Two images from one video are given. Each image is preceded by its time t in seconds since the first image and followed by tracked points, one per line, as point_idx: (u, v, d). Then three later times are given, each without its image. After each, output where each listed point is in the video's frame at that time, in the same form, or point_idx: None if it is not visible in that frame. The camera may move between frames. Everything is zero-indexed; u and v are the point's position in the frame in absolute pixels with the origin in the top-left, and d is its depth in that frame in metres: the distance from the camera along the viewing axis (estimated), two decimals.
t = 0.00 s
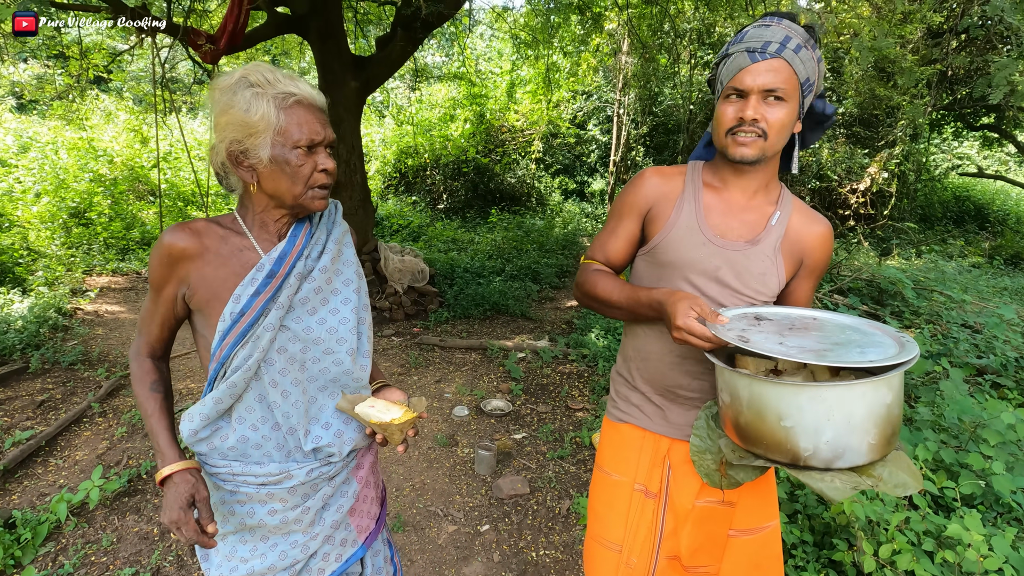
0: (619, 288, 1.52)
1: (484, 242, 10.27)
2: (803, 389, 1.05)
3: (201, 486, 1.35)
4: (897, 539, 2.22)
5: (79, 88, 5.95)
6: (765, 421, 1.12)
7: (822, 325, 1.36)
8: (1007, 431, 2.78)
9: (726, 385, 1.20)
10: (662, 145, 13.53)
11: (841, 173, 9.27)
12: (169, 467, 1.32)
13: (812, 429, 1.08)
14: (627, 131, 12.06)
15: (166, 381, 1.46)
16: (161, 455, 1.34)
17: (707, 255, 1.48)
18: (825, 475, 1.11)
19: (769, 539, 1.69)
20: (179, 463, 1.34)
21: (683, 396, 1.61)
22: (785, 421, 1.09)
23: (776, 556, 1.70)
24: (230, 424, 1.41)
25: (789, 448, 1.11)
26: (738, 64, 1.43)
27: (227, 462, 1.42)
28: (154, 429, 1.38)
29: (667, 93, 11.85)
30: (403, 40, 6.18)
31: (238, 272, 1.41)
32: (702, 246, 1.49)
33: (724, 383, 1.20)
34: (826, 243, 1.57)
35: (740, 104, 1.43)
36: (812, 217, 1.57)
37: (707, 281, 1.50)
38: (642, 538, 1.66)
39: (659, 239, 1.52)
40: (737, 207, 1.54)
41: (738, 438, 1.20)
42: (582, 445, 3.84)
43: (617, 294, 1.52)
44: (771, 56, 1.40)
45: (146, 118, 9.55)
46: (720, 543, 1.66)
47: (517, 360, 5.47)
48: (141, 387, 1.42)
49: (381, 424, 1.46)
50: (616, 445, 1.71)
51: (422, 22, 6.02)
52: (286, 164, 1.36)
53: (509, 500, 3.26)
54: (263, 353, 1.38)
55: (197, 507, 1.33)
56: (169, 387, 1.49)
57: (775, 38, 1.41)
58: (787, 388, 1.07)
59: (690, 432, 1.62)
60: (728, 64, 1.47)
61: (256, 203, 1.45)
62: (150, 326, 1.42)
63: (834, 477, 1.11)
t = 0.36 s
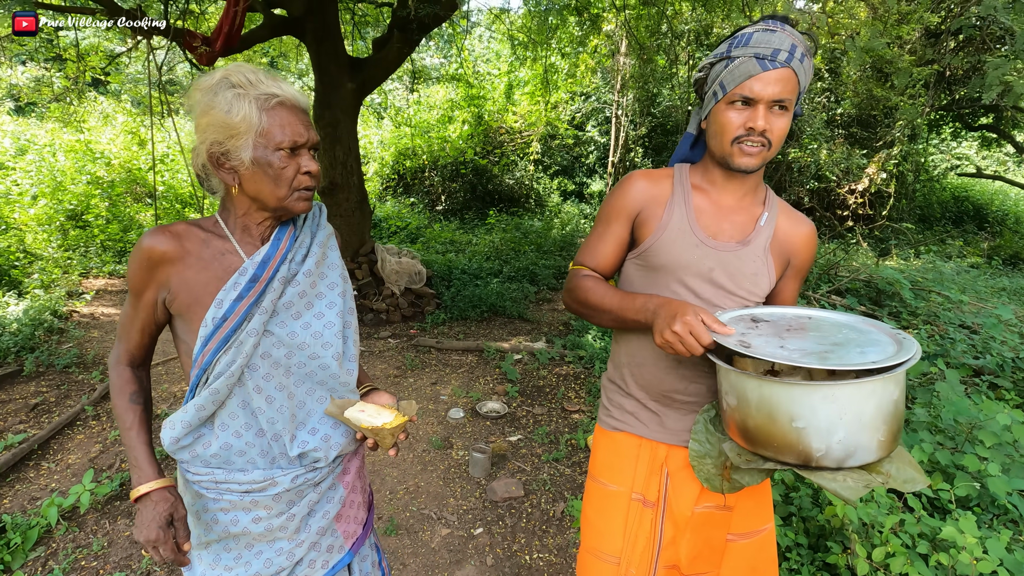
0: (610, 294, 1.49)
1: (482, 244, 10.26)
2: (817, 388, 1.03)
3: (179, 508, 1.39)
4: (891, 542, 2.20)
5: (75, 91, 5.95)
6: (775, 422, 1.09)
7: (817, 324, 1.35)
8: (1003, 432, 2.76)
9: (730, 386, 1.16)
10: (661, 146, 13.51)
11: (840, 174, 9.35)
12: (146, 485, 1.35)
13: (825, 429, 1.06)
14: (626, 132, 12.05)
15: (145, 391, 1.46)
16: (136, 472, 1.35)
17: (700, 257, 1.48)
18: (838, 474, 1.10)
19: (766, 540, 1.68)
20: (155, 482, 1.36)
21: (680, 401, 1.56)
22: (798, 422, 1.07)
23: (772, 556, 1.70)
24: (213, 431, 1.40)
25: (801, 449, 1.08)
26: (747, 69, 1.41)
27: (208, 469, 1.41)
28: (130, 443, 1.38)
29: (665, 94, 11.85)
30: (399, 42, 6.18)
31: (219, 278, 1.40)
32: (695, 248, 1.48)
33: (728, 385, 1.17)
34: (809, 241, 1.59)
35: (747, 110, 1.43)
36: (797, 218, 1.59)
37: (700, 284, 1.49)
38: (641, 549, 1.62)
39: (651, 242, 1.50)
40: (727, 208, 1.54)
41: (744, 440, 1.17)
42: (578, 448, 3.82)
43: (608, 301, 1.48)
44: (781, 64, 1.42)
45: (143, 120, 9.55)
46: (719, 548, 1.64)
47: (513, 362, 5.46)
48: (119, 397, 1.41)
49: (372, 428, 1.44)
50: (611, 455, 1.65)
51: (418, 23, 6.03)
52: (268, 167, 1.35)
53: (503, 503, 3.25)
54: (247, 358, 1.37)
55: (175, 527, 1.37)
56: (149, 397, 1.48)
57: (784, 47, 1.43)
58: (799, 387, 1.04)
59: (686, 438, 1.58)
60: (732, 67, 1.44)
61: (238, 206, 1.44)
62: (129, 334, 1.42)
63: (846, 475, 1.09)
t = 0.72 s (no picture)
0: (601, 299, 1.47)
1: (477, 245, 10.24)
2: (822, 389, 1.02)
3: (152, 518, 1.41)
4: (883, 545, 2.19)
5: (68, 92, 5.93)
6: (778, 424, 1.07)
7: (808, 327, 1.34)
8: (996, 433, 2.76)
9: (729, 389, 1.14)
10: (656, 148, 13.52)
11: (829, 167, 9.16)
12: (122, 495, 1.36)
13: (828, 429, 1.04)
14: (621, 134, 12.07)
15: (127, 397, 1.45)
16: (112, 481, 1.36)
17: (689, 259, 1.47)
18: (838, 474, 1.09)
19: (756, 541, 1.68)
20: (130, 493, 1.37)
21: (671, 404, 1.55)
22: (801, 424, 1.05)
23: (763, 556, 1.70)
24: (194, 435, 1.39)
25: (804, 451, 1.07)
26: (732, 71, 1.40)
27: (190, 474, 1.39)
28: (108, 450, 1.38)
29: (661, 95, 11.87)
30: (393, 44, 6.17)
31: (200, 281, 1.39)
32: (684, 250, 1.47)
33: (727, 386, 1.15)
34: (796, 241, 1.60)
35: (733, 112, 1.42)
36: (782, 218, 1.60)
37: (688, 286, 1.49)
38: (633, 552, 1.61)
39: (641, 245, 1.49)
40: (715, 209, 1.53)
41: (744, 442, 1.15)
42: (571, 450, 3.81)
43: (599, 306, 1.46)
44: (765, 66, 1.41)
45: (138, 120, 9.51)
46: (711, 550, 1.63)
47: (507, 364, 5.44)
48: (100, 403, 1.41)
49: (354, 433, 1.42)
50: (602, 458, 1.63)
51: (412, 24, 6.03)
52: (253, 167, 1.33)
53: (496, 506, 3.23)
54: (228, 362, 1.35)
55: (145, 538, 1.39)
56: (131, 402, 1.48)
57: (768, 48, 1.42)
58: (801, 388, 1.03)
59: (676, 441, 1.56)
60: (717, 69, 1.43)
61: (221, 207, 1.42)
62: (111, 337, 1.40)
63: (848, 475, 1.08)
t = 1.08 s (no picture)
0: (609, 301, 1.42)
1: (473, 247, 10.19)
2: (846, 397, 0.98)
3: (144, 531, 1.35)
4: (890, 550, 2.16)
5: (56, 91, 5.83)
6: (799, 432, 1.03)
7: (825, 327, 1.31)
8: (999, 436, 2.74)
9: (746, 394, 1.11)
10: (651, 149, 13.52)
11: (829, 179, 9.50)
12: (112, 509, 1.30)
13: (852, 437, 1.01)
14: (616, 135, 12.06)
15: (120, 404, 1.39)
16: (102, 494, 1.30)
17: (698, 261, 1.43)
18: (861, 482, 1.05)
19: (767, 546, 1.64)
20: (121, 507, 1.31)
21: (681, 408, 1.51)
22: (823, 431, 1.01)
23: (773, 561, 1.66)
24: (189, 442, 1.32)
25: (826, 459, 1.03)
26: (731, 78, 1.36)
27: (184, 482, 1.33)
28: (99, 460, 1.33)
29: (656, 97, 11.88)
30: (389, 43, 6.09)
31: (196, 281, 1.33)
32: (693, 251, 1.43)
33: (744, 392, 1.11)
34: (806, 240, 1.56)
35: (733, 119, 1.38)
36: (793, 215, 1.56)
37: (698, 287, 1.44)
38: (642, 560, 1.56)
39: (649, 247, 1.44)
40: (722, 210, 1.49)
41: (761, 449, 1.11)
42: (570, 454, 3.76)
43: (607, 308, 1.42)
44: (767, 71, 1.36)
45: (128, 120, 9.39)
46: (722, 556, 1.59)
47: (504, 366, 5.38)
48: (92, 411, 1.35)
49: (357, 439, 1.37)
50: (610, 463, 1.58)
51: (407, 24, 5.96)
52: (245, 169, 1.28)
53: (495, 511, 3.18)
54: (225, 365, 1.29)
55: (137, 553, 1.33)
56: (125, 409, 1.42)
57: (770, 52, 1.36)
58: (824, 396, 0.99)
59: (687, 444, 1.52)
60: (717, 74, 1.39)
61: (216, 205, 1.37)
62: (104, 340, 1.34)
63: (870, 483, 1.04)
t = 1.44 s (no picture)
0: (631, 308, 1.39)
1: (466, 249, 10.13)
2: (885, 420, 0.94)
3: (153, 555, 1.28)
4: (904, 559, 2.14)
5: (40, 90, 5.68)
6: (835, 455, 0.99)
7: (857, 334, 1.28)
8: (1005, 440, 2.73)
9: (777, 413, 1.07)
10: (642, 151, 13.54)
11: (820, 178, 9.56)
12: (124, 530, 1.24)
13: (891, 461, 0.96)
14: (608, 137, 12.08)
15: (128, 420, 1.32)
16: (111, 515, 1.24)
17: (721, 270, 1.38)
18: (899, 505, 0.99)
19: (790, 558, 1.61)
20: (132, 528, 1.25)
21: (704, 419, 1.47)
22: (861, 454, 0.97)
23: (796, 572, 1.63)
24: (198, 459, 1.26)
25: (863, 482, 0.99)
26: (749, 85, 1.31)
27: (192, 501, 1.27)
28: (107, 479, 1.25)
29: (647, 99, 11.91)
30: (382, 44, 6.01)
31: (209, 291, 1.27)
32: (716, 261, 1.38)
33: (774, 410, 1.07)
34: (832, 247, 1.52)
35: (753, 126, 1.33)
36: (816, 220, 1.52)
37: (723, 298, 1.40)
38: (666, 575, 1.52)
39: (671, 255, 1.40)
40: (745, 217, 1.45)
41: (793, 468, 1.07)
42: (572, 460, 3.71)
43: (630, 314, 1.38)
44: (787, 75, 1.30)
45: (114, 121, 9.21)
46: (746, 568, 1.56)
47: (502, 371, 5.32)
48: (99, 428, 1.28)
49: (373, 457, 1.30)
50: (631, 475, 1.54)
51: (401, 24, 5.89)
52: (249, 183, 1.21)
53: (498, 521, 3.12)
54: (237, 379, 1.23)
55: None
56: (133, 425, 1.35)
57: (789, 55, 1.31)
58: (862, 419, 0.95)
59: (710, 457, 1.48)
60: (735, 80, 1.34)
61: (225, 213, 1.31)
62: (111, 354, 1.27)
63: (908, 507, 0.99)
